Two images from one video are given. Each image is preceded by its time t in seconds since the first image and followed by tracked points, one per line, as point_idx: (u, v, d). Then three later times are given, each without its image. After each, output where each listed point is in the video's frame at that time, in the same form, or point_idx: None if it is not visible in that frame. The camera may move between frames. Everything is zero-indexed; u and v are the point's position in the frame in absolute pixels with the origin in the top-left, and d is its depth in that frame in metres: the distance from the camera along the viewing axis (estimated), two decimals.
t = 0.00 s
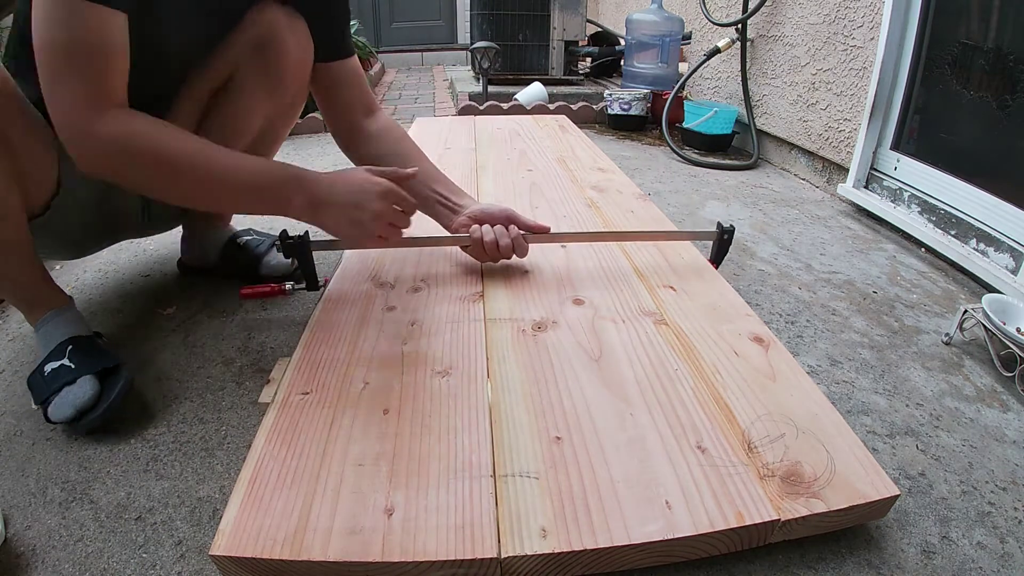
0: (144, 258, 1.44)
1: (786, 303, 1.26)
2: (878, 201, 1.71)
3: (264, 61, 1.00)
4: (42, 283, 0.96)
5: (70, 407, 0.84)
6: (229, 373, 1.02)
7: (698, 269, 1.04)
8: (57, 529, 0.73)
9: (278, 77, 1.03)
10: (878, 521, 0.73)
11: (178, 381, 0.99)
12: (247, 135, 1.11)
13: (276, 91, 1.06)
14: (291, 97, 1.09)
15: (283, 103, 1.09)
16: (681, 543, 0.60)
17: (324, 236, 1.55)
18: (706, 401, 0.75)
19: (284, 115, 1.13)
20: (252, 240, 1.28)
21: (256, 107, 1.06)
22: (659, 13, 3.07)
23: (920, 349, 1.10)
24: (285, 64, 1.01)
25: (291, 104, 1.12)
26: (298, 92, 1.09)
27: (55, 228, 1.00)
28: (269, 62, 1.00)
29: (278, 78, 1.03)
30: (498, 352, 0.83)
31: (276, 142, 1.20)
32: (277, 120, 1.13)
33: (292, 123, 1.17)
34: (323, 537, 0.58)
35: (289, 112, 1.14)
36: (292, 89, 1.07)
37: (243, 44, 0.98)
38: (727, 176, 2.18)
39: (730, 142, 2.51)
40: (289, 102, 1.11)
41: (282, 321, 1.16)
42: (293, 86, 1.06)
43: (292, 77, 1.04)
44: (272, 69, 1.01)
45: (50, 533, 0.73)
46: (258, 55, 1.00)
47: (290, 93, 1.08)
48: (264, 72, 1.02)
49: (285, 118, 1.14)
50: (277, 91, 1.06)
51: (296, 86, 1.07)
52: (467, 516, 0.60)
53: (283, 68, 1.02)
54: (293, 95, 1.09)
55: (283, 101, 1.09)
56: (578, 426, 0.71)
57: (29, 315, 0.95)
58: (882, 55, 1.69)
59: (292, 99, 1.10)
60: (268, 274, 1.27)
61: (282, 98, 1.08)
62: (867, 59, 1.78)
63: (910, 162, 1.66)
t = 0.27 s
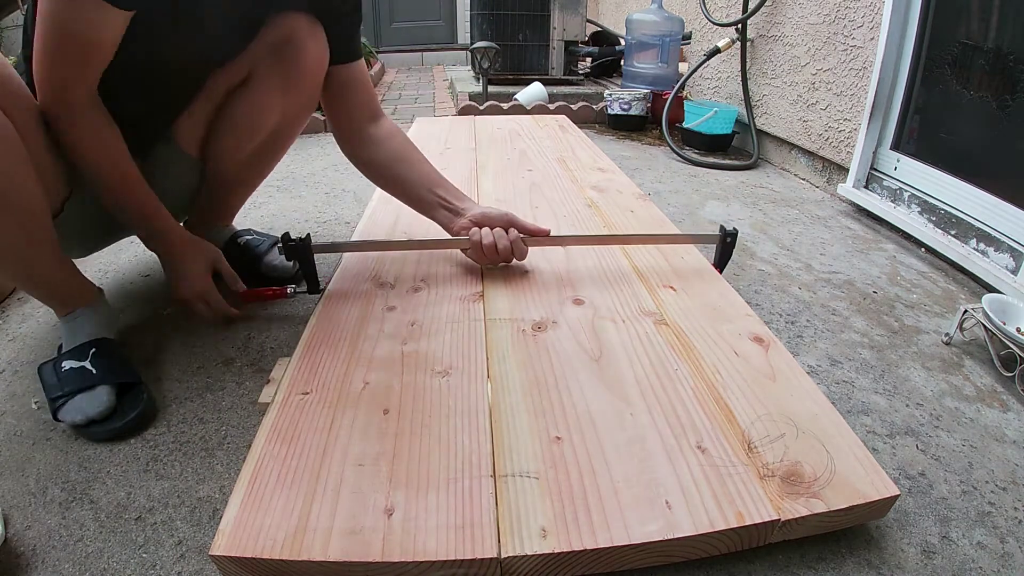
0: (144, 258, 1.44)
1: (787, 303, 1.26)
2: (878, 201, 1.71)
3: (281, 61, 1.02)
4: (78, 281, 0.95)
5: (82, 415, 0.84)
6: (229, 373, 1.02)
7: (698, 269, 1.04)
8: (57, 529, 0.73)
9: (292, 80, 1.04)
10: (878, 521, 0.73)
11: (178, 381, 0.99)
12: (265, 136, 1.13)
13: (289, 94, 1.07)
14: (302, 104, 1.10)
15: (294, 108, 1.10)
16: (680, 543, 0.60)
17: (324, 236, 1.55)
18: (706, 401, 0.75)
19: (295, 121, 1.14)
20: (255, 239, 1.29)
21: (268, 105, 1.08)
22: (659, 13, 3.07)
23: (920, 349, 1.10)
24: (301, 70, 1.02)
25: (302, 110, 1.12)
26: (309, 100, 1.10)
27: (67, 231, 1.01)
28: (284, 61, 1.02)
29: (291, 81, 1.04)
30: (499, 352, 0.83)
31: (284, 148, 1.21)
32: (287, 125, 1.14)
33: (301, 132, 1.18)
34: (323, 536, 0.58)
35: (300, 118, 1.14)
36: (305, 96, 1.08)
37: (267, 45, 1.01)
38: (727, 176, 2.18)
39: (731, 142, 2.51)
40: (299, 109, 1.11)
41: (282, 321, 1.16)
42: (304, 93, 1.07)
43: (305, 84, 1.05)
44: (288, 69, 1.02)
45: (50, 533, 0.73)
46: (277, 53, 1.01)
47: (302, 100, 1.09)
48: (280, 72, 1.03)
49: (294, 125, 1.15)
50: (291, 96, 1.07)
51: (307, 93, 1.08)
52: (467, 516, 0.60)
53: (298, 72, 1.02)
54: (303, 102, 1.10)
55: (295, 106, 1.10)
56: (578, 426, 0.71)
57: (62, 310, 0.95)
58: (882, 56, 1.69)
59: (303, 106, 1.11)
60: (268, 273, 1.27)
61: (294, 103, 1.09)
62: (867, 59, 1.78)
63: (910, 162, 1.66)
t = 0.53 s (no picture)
0: (144, 258, 1.44)
1: (787, 303, 1.26)
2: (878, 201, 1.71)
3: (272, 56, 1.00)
4: (74, 281, 0.95)
5: (76, 414, 0.85)
6: (230, 373, 1.02)
7: (698, 269, 1.04)
8: (57, 529, 0.73)
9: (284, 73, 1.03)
10: (878, 521, 0.73)
11: (178, 381, 0.99)
12: (261, 131, 1.13)
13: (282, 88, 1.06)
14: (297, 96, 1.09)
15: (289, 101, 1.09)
16: (680, 543, 0.60)
17: (324, 236, 1.55)
18: (706, 401, 0.75)
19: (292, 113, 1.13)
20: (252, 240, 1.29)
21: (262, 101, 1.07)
22: (659, 13, 3.07)
23: (920, 349, 1.10)
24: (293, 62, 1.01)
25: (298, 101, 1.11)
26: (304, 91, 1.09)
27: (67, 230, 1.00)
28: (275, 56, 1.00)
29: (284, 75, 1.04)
30: (498, 352, 0.83)
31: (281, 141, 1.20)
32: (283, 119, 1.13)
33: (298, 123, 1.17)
34: (323, 536, 0.58)
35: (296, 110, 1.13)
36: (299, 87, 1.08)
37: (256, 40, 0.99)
38: (727, 176, 2.18)
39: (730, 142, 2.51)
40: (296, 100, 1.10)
41: (282, 321, 1.16)
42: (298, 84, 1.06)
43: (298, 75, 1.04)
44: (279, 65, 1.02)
45: (50, 533, 0.73)
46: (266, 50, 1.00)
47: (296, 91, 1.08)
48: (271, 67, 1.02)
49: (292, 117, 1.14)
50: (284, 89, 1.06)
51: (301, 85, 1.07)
52: (467, 516, 0.60)
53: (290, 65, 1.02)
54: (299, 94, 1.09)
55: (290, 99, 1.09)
56: (578, 426, 0.71)
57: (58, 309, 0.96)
58: (882, 56, 1.69)
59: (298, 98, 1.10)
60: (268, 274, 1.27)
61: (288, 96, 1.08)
62: (867, 59, 1.78)
63: (910, 162, 1.66)
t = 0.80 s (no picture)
0: (144, 258, 1.44)
1: (787, 303, 1.26)
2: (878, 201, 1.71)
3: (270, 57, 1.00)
4: (75, 282, 0.95)
5: (75, 412, 0.85)
6: (230, 373, 1.02)
7: (698, 269, 1.04)
8: (57, 529, 0.73)
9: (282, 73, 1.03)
10: (878, 521, 0.73)
11: (178, 381, 0.99)
12: (260, 132, 1.13)
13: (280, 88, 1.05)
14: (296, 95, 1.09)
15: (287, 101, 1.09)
16: (680, 543, 0.60)
17: (324, 236, 1.55)
18: (706, 402, 0.75)
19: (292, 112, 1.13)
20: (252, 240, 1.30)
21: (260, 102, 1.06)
22: (659, 13, 3.07)
23: (920, 349, 1.10)
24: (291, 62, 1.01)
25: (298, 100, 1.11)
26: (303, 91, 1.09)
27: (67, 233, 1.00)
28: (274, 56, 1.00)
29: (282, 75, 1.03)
30: (498, 352, 0.83)
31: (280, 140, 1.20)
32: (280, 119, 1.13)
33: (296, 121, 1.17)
34: (323, 537, 0.58)
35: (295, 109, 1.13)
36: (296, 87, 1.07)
37: (255, 38, 0.99)
38: (727, 176, 2.18)
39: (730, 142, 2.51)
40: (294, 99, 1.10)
41: (282, 321, 1.16)
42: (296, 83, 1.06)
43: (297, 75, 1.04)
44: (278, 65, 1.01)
45: (50, 533, 0.73)
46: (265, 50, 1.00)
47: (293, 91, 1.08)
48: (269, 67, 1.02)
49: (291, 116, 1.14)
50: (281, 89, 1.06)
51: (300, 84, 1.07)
52: (467, 516, 0.60)
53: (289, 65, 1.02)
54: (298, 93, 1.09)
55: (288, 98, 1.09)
56: (578, 426, 0.71)
57: (58, 310, 0.96)
58: (882, 56, 1.69)
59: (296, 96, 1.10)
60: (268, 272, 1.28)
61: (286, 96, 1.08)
62: (867, 59, 1.78)
63: (910, 162, 1.66)
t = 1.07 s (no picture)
0: (144, 258, 1.44)
1: (787, 303, 1.26)
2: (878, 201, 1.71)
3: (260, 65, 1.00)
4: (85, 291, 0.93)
5: (78, 422, 0.85)
6: (230, 373, 1.02)
7: (698, 270, 1.05)
8: (57, 529, 0.73)
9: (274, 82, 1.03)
10: (878, 521, 0.73)
11: (178, 381, 0.99)
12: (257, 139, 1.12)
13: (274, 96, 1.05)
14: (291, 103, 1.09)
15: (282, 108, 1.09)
16: (680, 543, 0.60)
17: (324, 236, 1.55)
18: (706, 402, 0.75)
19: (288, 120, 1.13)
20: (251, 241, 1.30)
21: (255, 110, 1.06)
22: (659, 13, 3.07)
23: (920, 349, 1.10)
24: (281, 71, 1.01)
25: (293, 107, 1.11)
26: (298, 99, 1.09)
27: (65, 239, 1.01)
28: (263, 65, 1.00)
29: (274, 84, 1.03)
30: (498, 352, 0.83)
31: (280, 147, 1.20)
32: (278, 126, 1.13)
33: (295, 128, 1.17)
34: (323, 537, 0.58)
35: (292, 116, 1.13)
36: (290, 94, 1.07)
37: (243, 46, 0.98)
38: (727, 176, 2.18)
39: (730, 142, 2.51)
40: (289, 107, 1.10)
41: (282, 321, 1.16)
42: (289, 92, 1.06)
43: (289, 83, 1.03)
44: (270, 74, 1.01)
45: (50, 533, 0.73)
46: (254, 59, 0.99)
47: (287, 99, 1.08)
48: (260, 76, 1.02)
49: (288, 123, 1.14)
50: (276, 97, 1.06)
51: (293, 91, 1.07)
52: (467, 515, 0.60)
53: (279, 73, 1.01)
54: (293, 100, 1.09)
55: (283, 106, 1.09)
56: (578, 426, 0.71)
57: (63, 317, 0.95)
58: (882, 56, 1.69)
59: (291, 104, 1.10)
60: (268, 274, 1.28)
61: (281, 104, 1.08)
62: (867, 59, 1.78)
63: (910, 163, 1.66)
